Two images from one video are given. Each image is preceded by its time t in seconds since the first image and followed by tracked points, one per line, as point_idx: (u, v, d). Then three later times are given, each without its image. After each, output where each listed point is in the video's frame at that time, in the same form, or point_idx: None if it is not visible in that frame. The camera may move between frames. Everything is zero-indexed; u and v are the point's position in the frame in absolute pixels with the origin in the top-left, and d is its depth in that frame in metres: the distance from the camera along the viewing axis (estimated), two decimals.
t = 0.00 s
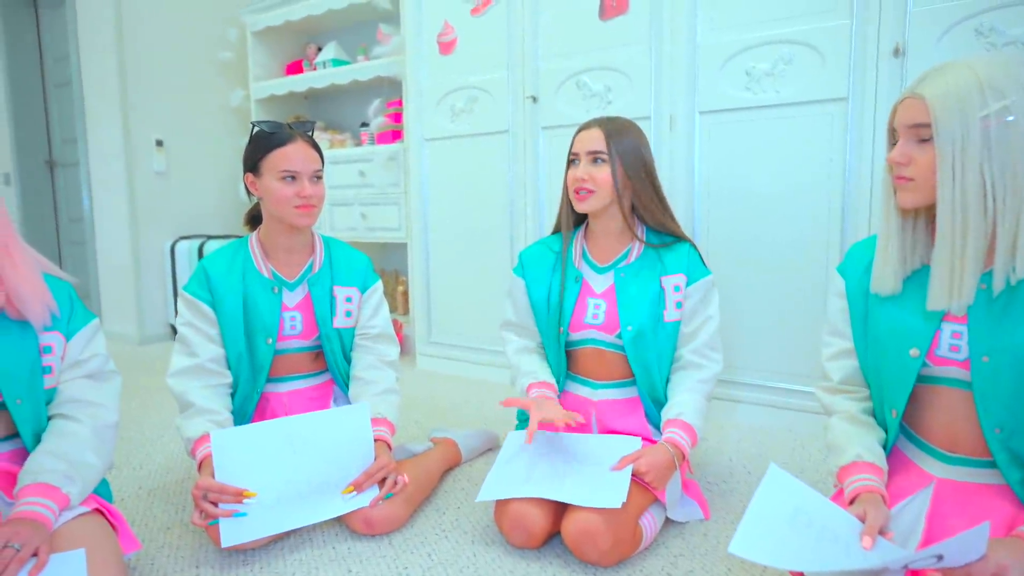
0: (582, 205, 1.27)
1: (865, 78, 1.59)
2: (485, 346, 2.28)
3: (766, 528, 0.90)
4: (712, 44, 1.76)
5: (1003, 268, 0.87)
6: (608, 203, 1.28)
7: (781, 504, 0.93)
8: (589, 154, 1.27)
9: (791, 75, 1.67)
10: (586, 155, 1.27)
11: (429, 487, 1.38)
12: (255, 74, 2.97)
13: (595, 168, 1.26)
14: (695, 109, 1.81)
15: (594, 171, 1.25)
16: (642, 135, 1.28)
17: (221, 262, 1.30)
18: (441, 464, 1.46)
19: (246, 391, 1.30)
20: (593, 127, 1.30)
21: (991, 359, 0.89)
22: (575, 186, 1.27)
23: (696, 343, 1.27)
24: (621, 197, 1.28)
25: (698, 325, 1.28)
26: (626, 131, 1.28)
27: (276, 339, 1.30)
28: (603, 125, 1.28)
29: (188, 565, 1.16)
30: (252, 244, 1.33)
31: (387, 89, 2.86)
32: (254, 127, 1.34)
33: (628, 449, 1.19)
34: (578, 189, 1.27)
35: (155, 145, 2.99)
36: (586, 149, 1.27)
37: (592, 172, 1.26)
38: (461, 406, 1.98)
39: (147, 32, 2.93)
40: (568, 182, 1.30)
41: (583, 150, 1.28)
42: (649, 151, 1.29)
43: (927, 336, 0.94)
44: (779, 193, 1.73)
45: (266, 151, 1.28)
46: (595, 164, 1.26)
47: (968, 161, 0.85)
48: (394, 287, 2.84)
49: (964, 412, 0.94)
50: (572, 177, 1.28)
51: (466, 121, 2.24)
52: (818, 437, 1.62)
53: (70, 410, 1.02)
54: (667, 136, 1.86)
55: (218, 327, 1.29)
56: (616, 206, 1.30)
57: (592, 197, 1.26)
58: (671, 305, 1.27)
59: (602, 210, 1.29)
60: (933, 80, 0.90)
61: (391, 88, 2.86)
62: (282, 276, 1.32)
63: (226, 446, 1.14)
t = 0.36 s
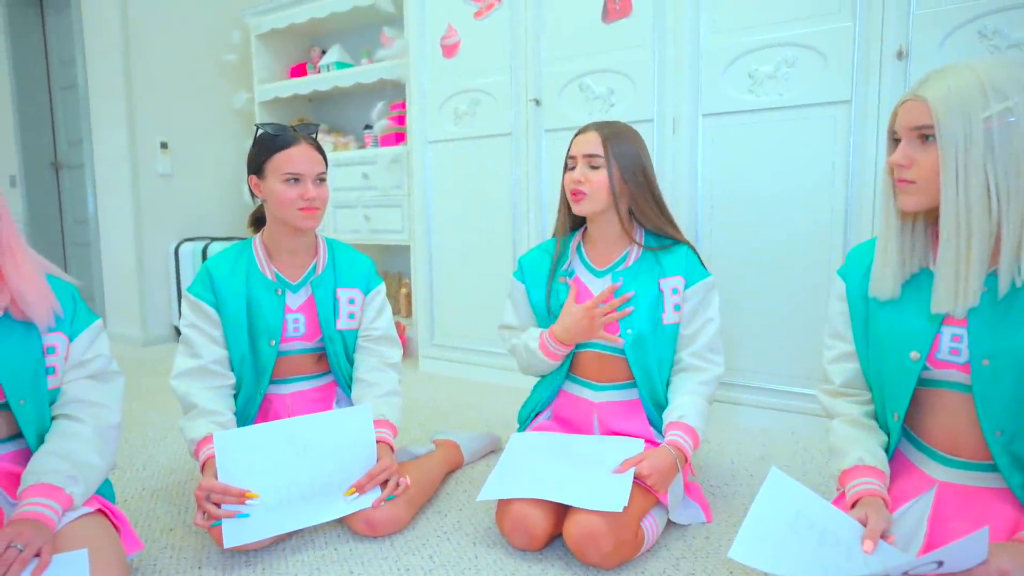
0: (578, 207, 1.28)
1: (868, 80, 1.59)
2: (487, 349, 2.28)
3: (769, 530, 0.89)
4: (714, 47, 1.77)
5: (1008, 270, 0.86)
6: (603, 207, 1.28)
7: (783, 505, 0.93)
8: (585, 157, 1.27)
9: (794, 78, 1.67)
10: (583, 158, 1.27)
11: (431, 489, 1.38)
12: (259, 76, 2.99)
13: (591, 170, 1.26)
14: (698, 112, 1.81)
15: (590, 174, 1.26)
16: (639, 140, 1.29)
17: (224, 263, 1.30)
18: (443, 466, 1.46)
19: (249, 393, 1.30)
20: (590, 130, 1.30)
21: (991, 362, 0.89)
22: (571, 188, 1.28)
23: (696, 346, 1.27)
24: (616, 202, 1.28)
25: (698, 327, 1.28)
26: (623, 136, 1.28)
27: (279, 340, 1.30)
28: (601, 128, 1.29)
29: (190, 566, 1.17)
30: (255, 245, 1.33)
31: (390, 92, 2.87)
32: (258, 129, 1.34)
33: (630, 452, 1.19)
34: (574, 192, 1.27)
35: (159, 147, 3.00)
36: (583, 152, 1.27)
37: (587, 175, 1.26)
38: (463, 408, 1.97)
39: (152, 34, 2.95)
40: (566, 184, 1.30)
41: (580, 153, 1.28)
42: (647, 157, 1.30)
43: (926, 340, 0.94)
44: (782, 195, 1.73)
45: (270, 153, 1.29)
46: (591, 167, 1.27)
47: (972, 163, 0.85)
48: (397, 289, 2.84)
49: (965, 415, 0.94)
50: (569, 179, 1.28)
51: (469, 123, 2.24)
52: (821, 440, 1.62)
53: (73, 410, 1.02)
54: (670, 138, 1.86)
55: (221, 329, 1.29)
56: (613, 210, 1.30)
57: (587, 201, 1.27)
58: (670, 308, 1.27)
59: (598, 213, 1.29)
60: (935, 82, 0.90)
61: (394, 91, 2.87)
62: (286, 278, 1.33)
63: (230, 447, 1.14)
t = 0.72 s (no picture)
0: (592, 210, 1.26)
1: (873, 79, 1.58)
2: (490, 347, 2.28)
3: (772, 530, 0.89)
4: (718, 46, 1.76)
5: (1015, 270, 0.86)
6: (616, 210, 1.27)
7: (785, 506, 0.92)
8: (599, 157, 1.26)
9: (799, 77, 1.66)
10: (597, 158, 1.26)
11: (432, 488, 1.38)
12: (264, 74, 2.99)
13: (606, 172, 1.25)
14: (702, 111, 1.80)
15: (606, 176, 1.25)
16: (639, 139, 1.29)
17: (227, 263, 1.31)
18: (445, 465, 1.46)
19: (252, 391, 1.31)
20: (597, 130, 1.30)
21: (995, 363, 0.89)
22: (585, 191, 1.26)
23: (696, 339, 1.27)
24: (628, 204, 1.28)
25: (698, 320, 1.27)
26: (630, 136, 1.28)
27: (282, 338, 1.31)
28: (610, 129, 1.28)
29: (194, 562, 1.17)
30: (259, 244, 1.34)
31: (395, 91, 2.88)
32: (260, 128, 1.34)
33: (632, 451, 1.19)
34: (589, 194, 1.26)
35: (165, 146, 3.02)
36: (597, 151, 1.26)
37: (603, 177, 1.25)
38: (466, 407, 1.98)
39: (158, 33, 2.96)
40: (577, 186, 1.28)
41: (593, 152, 1.27)
42: (646, 155, 1.30)
43: (929, 341, 0.93)
44: (786, 195, 1.72)
45: (272, 152, 1.29)
46: (605, 169, 1.26)
47: (978, 162, 0.84)
48: (400, 288, 2.84)
49: (969, 416, 0.94)
50: (582, 181, 1.26)
51: (472, 122, 2.24)
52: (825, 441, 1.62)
53: (78, 407, 1.03)
54: (673, 137, 1.85)
55: (224, 327, 1.30)
56: (622, 213, 1.30)
57: (603, 204, 1.26)
58: (670, 301, 1.27)
59: (610, 217, 1.28)
60: (937, 82, 0.89)
61: (398, 89, 2.87)
62: (288, 275, 1.33)
63: (235, 444, 1.15)
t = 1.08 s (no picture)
0: (627, 203, 1.25)
1: (883, 75, 1.56)
2: (498, 345, 2.29)
3: (781, 528, 0.89)
4: (726, 43, 1.75)
5: None
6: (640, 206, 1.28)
7: (795, 504, 0.92)
8: (633, 150, 1.26)
9: (808, 73, 1.65)
10: (630, 151, 1.26)
11: (440, 484, 1.38)
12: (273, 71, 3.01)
13: (639, 165, 1.25)
14: (710, 108, 1.79)
15: (640, 169, 1.25)
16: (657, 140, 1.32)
17: (236, 259, 1.32)
18: (453, 462, 1.47)
19: (261, 387, 1.33)
20: (625, 124, 1.29)
21: (1007, 360, 0.88)
22: (620, 182, 1.24)
23: (702, 338, 1.26)
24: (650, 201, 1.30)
25: (705, 320, 1.27)
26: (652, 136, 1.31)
27: (290, 334, 1.32)
28: (636, 125, 1.29)
29: (205, 557, 1.18)
30: (266, 241, 1.34)
31: (403, 89, 2.88)
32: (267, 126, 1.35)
33: (639, 449, 1.19)
34: (625, 186, 1.24)
35: (174, 143, 3.03)
36: (631, 145, 1.26)
37: (637, 170, 1.24)
38: (474, 403, 1.98)
39: (167, 30, 2.98)
40: (608, 177, 1.26)
41: (626, 146, 1.26)
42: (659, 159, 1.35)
43: (941, 337, 0.93)
44: (796, 193, 1.71)
45: (276, 151, 1.30)
46: (638, 162, 1.26)
47: (989, 159, 0.84)
48: (409, 285, 2.85)
49: (980, 414, 0.93)
50: (618, 172, 1.24)
51: (480, 119, 2.24)
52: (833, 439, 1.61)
53: (89, 403, 1.04)
54: (680, 135, 1.85)
55: (233, 324, 1.31)
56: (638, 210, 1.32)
57: (636, 197, 1.25)
58: (680, 302, 1.27)
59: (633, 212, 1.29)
60: (949, 80, 0.88)
61: (407, 87, 2.88)
62: (296, 272, 1.34)
63: (248, 437, 1.17)
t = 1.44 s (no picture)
0: (631, 209, 1.34)
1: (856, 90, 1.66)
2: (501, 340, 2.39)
3: (763, 505, 1.00)
4: (713, 59, 1.84)
5: (979, 271, 0.94)
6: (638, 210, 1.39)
7: (775, 485, 1.03)
8: (636, 159, 1.35)
9: (788, 88, 1.75)
10: (633, 161, 1.34)
11: (447, 468, 1.49)
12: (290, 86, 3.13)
13: (642, 173, 1.35)
14: (698, 120, 1.89)
15: (643, 177, 1.34)
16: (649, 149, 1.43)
17: (259, 261, 1.43)
18: (460, 446, 1.57)
19: (283, 378, 1.43)
20: (626, 134, 1.38)
21: (969, 352, 0.97)
22: (626, 190, 1.33)
23: (690, 327, 1.37)
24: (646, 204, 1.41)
25: (692, 312, 1.38)
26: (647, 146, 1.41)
27: (309, 330, 1.42)
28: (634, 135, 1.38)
29: (232, 532, 1.29)
30: (286, 244, 1.45)
31: (414, 103, 3.00)
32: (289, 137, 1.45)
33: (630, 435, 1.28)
34: (631, 193, 1.33)
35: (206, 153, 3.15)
36: (634, 154, 1.35)
37: (640, 178, 1.34)
38: (480, 393, 2.09)
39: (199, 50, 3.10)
40: (615, 185, 1.34)
41: (631, 155, 1.35)
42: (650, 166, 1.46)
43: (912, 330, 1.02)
44: (780, 199, 1.80)
45: (300, 161, 1.40)
46: (640, 170, 1.35)
47: (941, 176, 0.92)
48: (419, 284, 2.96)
49: (945, 402, 1.02)
50: (625, 180, 1.33)
51: (485, 131, 2.35)
52: (809, 424, 1.71)
53: (126, 390, 1.15)
54: (671, 145, 1.95)
55: (257, 320, 1.41)
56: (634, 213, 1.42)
57: (639, 204, 1.35)
58: (671, 296, 1.37)
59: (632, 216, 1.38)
60: (913, 96, 0.99)
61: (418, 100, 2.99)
62: (313, 272, 1.44)
63: (270, 426, 1.27)
